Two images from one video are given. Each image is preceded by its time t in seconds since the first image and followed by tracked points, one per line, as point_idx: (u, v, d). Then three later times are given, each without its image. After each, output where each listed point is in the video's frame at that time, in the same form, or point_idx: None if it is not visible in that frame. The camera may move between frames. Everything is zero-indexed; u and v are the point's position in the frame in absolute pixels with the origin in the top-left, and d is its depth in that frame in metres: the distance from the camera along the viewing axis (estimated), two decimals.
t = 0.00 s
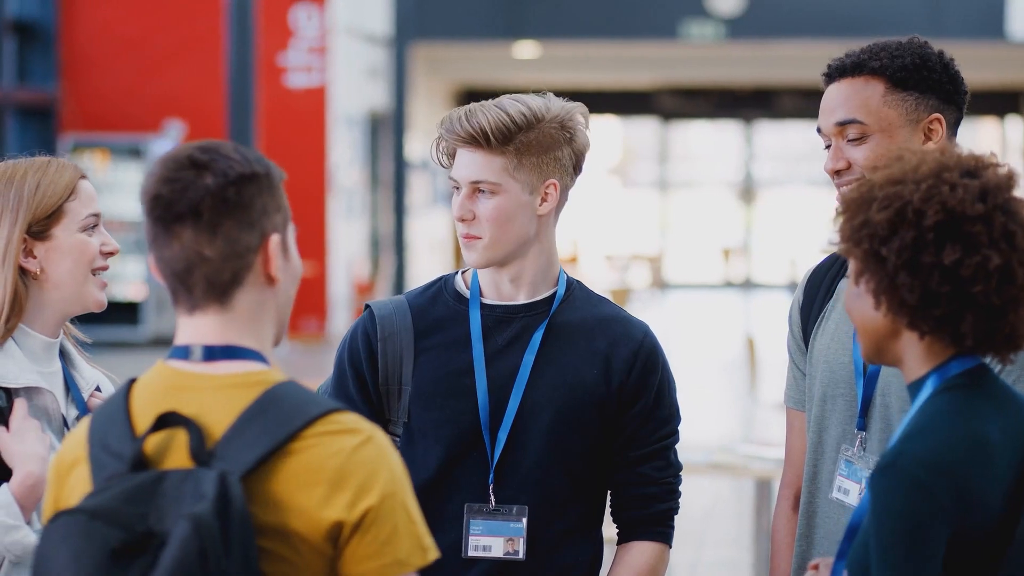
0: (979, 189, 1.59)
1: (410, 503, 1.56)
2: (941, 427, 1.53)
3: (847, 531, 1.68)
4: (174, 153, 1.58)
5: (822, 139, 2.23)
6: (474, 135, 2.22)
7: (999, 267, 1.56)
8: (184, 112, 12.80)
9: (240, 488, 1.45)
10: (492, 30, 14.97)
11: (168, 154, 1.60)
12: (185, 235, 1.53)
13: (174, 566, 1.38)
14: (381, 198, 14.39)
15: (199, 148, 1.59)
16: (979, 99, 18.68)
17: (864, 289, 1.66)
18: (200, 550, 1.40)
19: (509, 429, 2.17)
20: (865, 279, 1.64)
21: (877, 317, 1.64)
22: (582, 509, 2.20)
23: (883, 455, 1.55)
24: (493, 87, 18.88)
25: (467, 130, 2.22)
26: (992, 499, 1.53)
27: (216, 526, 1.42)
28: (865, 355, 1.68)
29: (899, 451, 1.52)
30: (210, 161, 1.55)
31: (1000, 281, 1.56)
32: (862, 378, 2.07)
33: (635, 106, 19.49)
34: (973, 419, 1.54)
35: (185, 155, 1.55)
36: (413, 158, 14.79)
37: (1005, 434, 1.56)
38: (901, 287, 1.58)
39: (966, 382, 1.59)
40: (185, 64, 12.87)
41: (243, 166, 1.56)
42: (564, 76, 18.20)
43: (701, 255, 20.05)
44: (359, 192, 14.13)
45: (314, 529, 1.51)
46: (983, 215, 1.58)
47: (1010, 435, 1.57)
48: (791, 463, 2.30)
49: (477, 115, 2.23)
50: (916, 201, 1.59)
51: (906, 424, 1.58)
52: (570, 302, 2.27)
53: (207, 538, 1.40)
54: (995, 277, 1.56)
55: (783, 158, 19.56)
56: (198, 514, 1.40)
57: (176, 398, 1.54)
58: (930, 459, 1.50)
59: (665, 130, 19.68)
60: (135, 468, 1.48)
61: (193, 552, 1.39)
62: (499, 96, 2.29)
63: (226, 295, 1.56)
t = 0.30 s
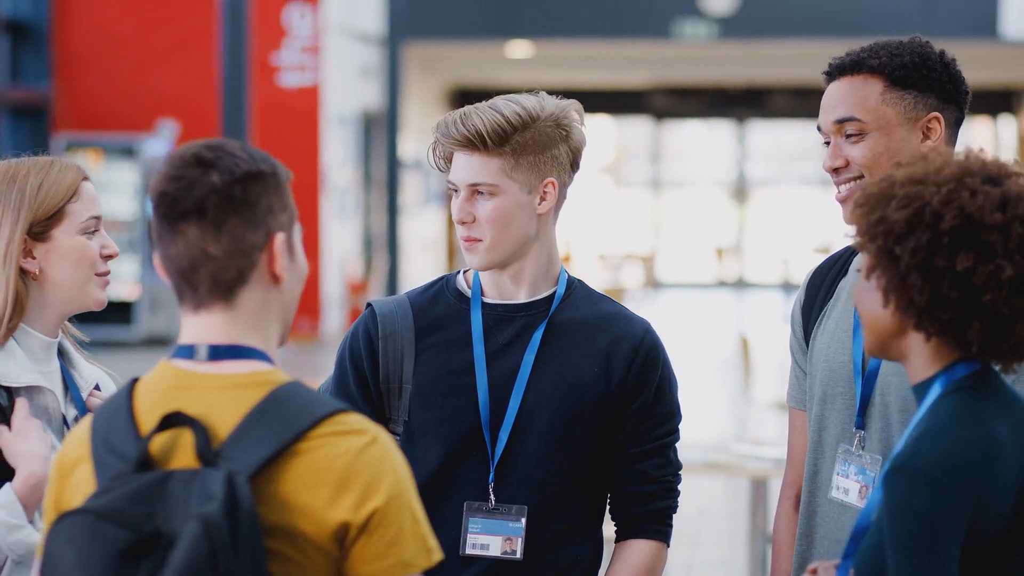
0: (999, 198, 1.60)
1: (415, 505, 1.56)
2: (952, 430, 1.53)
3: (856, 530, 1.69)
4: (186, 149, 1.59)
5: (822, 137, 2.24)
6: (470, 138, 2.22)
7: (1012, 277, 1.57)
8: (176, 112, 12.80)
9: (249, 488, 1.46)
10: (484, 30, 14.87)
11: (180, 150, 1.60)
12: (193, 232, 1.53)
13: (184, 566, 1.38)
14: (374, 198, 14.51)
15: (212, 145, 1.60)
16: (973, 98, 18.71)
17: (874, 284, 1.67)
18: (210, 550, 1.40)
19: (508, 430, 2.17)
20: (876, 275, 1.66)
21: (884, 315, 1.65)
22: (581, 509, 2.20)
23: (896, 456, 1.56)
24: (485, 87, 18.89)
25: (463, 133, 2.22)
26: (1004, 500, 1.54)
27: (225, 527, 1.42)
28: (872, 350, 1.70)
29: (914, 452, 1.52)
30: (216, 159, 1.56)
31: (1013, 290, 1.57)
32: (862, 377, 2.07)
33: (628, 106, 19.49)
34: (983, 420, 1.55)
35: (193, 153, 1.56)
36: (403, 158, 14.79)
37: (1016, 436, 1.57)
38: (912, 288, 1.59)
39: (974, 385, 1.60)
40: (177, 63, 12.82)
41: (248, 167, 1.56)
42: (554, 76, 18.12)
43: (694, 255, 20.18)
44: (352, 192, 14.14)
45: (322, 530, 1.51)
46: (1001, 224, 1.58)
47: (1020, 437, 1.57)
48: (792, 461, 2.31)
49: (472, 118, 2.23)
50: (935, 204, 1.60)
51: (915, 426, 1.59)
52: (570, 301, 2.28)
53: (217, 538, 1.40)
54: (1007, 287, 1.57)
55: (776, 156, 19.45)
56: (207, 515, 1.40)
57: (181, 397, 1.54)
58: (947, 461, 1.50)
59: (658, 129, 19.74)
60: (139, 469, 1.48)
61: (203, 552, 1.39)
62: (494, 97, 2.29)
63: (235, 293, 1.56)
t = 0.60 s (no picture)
0: (1018, 204, 1.60)
1: (416, 507, 1.56)
2: (959, 432, 1.54)
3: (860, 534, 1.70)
4: (205, 147, 1.59)
5: (823, 133, 2.25)
6: (467, 136, 2.22)
7: None
8: (166, 110, 12.78)
9: (251, 489, 1.45)
10: (474, 30, 14.77)
11: (196, 147, 1.60)
12: (222, 231, 1.54)
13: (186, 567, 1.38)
14: (365, 198, 14.60)
15: (233, 144, 1.60)
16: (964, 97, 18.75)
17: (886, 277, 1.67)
18: (213, 553, 1.40)
19: (505, 430, 2.17)
20: (889, 269, 1.66)
21: (892, 310, 1.65)
22: (580, 509, 2.19)
23: (906, 455, 1.57)
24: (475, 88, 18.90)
25: (460, 131, 2.22)
26: (1014, 501, 1.55)
27: (225, 528, 1.41)
28: (877, 345, 1.70)
29: (927, 452, 1.54)
30: (243, 159, 1.57)
31: None
32: (860, 374, 2.07)
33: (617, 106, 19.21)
34: (991, 420, 1.56)
35: (220, 152, 1.57)
36: (394, 157, 14.82)
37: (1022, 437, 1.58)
38: (922, 284, 1.59)
39: (978, 386, 1.60)
40: (167, 62, 12.82)
41: (270, 170, 1.58)
42: (544, 77, 18.09)
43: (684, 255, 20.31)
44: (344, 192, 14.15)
45: (325, 532, 1.51)
46: (1017, 230, 1.58)
47: None
48: (793, 460, 2.31)
49: (468, 116, 2.23)
50: (954, 203, 1.60)
51: (921, 428, 1.59)
52: (569, 301, 2.27)
53: (219, 539, 1.40)
54: (1017, 293, 1.57)
55: (765, 157, 19.71)
56: (209, 518, 1.40)
57: (183, 398, 1.54)
58: (959, 462, 1.52)
59: (649, 128, 19.76)
60: (141, 470, 1.48)
61: (207, 554, 1.39)
62: (491, 95, 2.28)
63: (244, 292, 1.56)
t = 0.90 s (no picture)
0: None
1: (413, 507, 1.55)
2: (965, 434, 1.54)
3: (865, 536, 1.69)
4: (214, 147, 1.58)
5: (832, 133, 2.23)
6: (465, 136, 2.21)
7: None
8: (158, 111, 12.87)
9: (248, 491, 1.45)
10: (468, 31, 14.89)
11: (203, 146, 1.59)
12: (232, 232, 1.53)
13: (183, 567, 1.38)
14: (357, 198, 14.63)
15: (242, 145, 1.60)
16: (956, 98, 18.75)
17: (893, 275, 1.66)
18: (207, 553, 1.39)
19: (503, 430, 2.16)
20: (897, 266, 1.65)
21: (899, 309, 1.64)
22: (580, 510, 2.19)
23: (915, 459, 1.56)
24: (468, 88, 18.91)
25: (458, 131, 2.21)
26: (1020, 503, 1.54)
27: (221, 529, 1.41)
28: (881, 346, 1.69)
29: (937, 455, 1.53)
30: (250, 160, 1.57)
31: None
32: (862, 372, 2.07)
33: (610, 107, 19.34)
34: (998, 421, 1.56)
35: (232, 153, 1.57)
36: (385, 158, 14.85)
37: None
38: (933, 281, 1.59)
39: (984, 387, 1.60)
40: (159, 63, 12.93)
41: (278, 170, 1.58)
42: (536, 78, 18.12)
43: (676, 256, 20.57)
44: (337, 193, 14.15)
45: (321, 534, 1.50)
46: None
47: None
48: (791, 461, 2.31)
49: (466, 116, 2.22)
50: (967, 201, 1.60)
51: (926, 432, 1.59)
52: (566, 302, 2.26)
53: (213, 541, 1.39)
54: None
55: (757, 156, 19.49)
56: (205, 519, 1.39)
57: (181, 400, 1.53)
58: (967, 463, 1.52)
59: (641, 130, 19.73)
60: (138, 471, 1.47)
61: (201, 554, 1.38)
62: (490, 95, 2.28)
63: (246, 292, 1.55)
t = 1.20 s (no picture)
0: None
1: (410, 505, 1.55)
2: (970, 437, 1.54)
3: (871, 534, 1.69)
4: (205, 148, 1.58)
5: (842, 131, 2.22)
6: (464, 137, 2.21)
7: None
8: (152, 111, 12.82)
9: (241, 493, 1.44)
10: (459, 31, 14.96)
11: (194, 148, 1.58)
12: (224, 232, 1.53)
13: (175, 569, 1.38)
14: (350, 198, 14.60)
15: (234, 146, 1.59)
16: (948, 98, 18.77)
17: (897, 281, 1.66)
18: (199, 556, 1.39)
19: (503, 431, 2.16)
20: (900, 271, 1.65)
21: (903, 314, 1.65)
22: (580, 509, 2.19)
23: (920, 461, 1.56)
24: (459, 88, 18.86)
25: (457, 131, 2.21)
26: None
27: (213, 531, 1.40)
28: (884, 349, 1.69)
29: (942, 458, 1.53)
30: (243, 160, 1.56)
31: None
32: (865, 371, 2.07)
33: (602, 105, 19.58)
34: (1001, 422, 1.56)
35: (223, 153, 1.57)
36: (378, 158, 14.84)
37: None
38: (936, 288, 1.59)
39: (990, 389, 1.60)
40: (153, 62, 12.87)
41: (270, 171, 1.57)
42: (529, 78, 18.10)
43: (670, 255, 19.99)
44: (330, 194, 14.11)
45: (315, 535, 1.49)
46: None
47: None
48: (790, 458, 2.30)
49: (465, 116, 2.22)
50: (968, 205, 1.60)
51: (931, 434, 1.59)
52: (564, 303, 2.26)
53: (206, 543, 1.39)
54: None
55: (751, 157, 19.42)
56: (197, 522, 1.40)
57: (176, 402, 1.53)
58: (971, 466, 1.52)
59: (633, 130, 19.69)
60: (134, 474, 1.47)
61: (193, 557, 1.38)
62: (489, 95, 2.27)
63: (244, 293, 1.55)
